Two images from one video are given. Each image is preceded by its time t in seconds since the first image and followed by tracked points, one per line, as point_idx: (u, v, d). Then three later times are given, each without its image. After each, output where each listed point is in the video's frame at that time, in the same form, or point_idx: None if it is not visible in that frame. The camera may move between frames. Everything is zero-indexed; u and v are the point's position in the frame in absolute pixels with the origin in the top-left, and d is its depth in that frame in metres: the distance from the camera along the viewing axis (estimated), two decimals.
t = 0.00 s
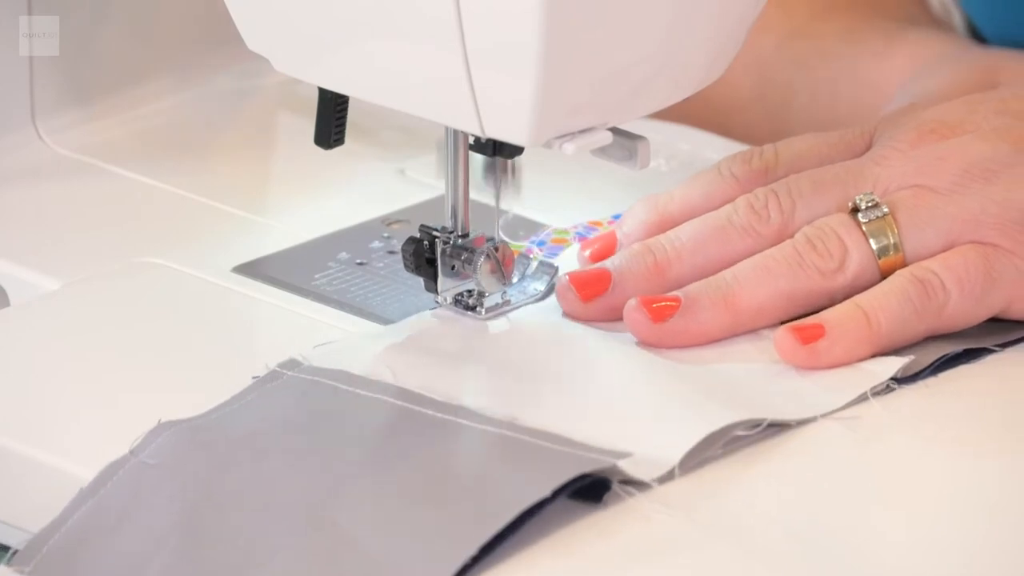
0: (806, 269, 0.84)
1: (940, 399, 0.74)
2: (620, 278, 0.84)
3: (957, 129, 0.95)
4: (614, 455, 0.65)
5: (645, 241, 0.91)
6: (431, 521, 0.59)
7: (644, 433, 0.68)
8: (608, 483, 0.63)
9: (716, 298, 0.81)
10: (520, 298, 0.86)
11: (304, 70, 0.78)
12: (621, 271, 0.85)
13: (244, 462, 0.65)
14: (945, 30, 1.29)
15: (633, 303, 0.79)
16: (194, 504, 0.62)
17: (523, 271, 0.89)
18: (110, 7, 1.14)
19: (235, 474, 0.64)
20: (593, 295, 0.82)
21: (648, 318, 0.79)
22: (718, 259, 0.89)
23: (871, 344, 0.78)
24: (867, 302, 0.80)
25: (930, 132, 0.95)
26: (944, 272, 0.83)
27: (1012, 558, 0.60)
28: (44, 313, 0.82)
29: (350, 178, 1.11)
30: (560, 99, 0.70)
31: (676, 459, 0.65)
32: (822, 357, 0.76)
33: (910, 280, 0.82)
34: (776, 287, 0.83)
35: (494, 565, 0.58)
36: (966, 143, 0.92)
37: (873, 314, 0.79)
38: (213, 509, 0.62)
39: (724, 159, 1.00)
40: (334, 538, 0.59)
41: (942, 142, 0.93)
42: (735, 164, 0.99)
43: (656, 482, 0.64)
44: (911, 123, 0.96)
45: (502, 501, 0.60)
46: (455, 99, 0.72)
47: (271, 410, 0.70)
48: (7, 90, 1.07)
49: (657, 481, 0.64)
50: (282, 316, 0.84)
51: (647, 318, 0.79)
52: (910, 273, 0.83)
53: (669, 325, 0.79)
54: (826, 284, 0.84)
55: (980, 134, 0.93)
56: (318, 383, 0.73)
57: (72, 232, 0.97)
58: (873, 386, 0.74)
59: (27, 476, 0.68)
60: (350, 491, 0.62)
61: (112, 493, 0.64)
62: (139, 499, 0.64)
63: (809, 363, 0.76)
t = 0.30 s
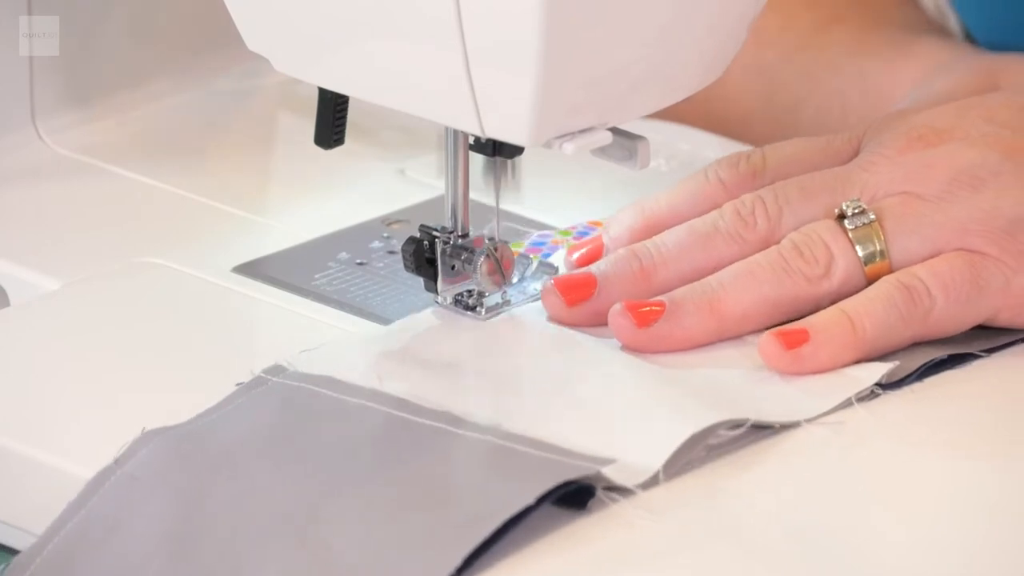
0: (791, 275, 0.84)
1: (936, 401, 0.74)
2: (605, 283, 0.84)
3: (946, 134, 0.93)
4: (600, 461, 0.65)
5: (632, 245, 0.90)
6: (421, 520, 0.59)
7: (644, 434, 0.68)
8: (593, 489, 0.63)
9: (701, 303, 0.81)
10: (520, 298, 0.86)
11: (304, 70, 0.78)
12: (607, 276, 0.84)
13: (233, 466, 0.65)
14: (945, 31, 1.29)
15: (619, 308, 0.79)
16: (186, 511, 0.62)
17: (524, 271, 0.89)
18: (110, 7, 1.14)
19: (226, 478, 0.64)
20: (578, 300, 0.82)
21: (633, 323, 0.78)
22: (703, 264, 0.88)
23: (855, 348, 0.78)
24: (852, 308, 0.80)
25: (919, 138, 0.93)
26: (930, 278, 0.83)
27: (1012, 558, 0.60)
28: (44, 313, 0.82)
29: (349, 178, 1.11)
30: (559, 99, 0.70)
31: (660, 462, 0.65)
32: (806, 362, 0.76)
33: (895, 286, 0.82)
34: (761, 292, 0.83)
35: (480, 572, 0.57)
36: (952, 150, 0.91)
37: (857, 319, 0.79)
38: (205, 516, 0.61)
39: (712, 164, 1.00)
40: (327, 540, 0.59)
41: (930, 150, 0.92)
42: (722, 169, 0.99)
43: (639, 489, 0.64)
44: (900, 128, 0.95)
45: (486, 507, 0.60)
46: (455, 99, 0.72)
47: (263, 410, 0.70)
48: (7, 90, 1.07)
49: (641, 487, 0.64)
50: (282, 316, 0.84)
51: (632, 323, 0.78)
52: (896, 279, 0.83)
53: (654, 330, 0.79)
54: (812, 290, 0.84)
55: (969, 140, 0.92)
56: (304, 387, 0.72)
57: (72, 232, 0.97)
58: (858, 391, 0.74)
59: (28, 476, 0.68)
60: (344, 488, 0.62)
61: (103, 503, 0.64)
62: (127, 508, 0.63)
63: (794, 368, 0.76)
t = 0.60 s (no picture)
0: (774, 284, 0.84)
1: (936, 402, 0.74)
2: (589, 289, 0.84)
3: (933, 144, 0.93)
4: (577, 472, 0.64)
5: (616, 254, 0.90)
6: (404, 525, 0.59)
7: (644, 437, 0.68)
8: (569, 501, 0.62)
9: (683, 309, 0.81)
10: (520, 298, 0.86)
11: (304, 70, 0.78)
12: (590, 281, 0.84)
13: (214, 476, 0.64)
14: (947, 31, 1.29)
15: (601, 312, 0.79)
16: (172, 527, 0.61)
17: (523, 271, 0.89)
18: (111, 7, 1.14)
19: (209, 488, 0.63)
20: (563, 305, 0.81)
21: (615, 329, 0.78)
22: (687, 273, 0.88)
23: (836, 353, 0.77)
24: (833, 313, 0.79)
25: (905, 147, 0.93)
26: (912, 285, 0.83)
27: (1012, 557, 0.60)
28: (45, 312, 0.82)
29: (349, 178, 1.11)
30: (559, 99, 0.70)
31: (638, 476, 0.64)
32: (787, 366, 0.75)
33: (877, 291, 0.82)
34: (744, 300, 0.83)
35: None
36: (937, 157, 0.91)
37: (838, 324, 0.78)
38: (191, 531, 0.61)
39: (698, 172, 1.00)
40: (313, 550, 0.58)
41: (916, 159, 0.92)
42: (708, 176, 0.99)
43: (613, 501, 0.63)
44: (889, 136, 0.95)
45: (463, 516, 0.59)
46: (456, 99, 0.72)
47: (246, 415, 0.69)
48: (8, 90, 1.07)
49: (614, 499, 0.63)
50: (283, 316, 0.84)
51: (615, 328, 0.78)
52: (877, 286, 0.82)
53: (637, 335, 0.78)
54: (795, 298, 0.84)
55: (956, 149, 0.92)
56: (279, 392, 0.71)
57: (72, 232, 0.97)
58: (838, 396, 0.73)
59: (28, 476, 0.68)
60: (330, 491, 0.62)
61: (87, 522, 0.63)
62: (109, 527, 0.63)
63: (774, 372, 0.75)
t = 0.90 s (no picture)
0: (830, 223, 0.82)
1: (937, 404, 0.73)
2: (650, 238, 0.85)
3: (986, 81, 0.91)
4: (558, 483, 0.63)
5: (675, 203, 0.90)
6: (396, 538, 0.58)
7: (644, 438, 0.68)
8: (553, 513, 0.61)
9: (736, 251, 0.82)
10: (520, 298, 0.86)
11: (304, 71, 0.78)
12: (653, 230, 0.86)
13: (205, 483, 0.63)
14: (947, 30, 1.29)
15: (657, 256, 0.81)
16: (162, 551, 0.60)
17: (524, 270, 0.88)
18: (111, 7, 1.14)
19: (202, 495, 0.62)
20: (627, 255, 0.84)
21: (671, 270, 0.81)
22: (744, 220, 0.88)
23: (882, 287, 0.78)
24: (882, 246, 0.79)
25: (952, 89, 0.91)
26: (963, 213, 0.82)
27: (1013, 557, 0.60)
28: (44, 312, 0.82)
29: (349, 178, 1.11)
30: (558, 100, 0.70)
31: (631, 481, 0.64)
32: (831, 297, 0.77)
33: (928, 226, 0.81)
34: (797, 238, 0.82)
35: None
36: (991, 99, 0.89)
37: (883, 256, 0.78)
38: (190, 539, 0.60)
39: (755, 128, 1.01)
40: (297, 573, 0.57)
41: (968, 95, 0.90)
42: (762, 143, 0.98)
43: (597, 511, 0.62)
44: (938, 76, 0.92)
45: (450, 531, 0.58)
46: (456, 99, 0.72)
47: (230, 427, 0.68)
48: (8, 90, 1.07)
49: (597, 508, 0.62)
50: (283, 316, 0.84)
51: (672, 270, 0.81)
52: (930, 219, 0.81)
53: (693, 278, 0.81)
54: (849, 236, 0.82)
55: (1008, 91, 0.90)
56: (264, 403, 0.70)
57: (72, 233, 0.97)
58: (828, 399, 0.73)
59: (29, 476, 0.68)
60: (323, 498, 0.61)
61: (86, 534, 0.62)
62: (101, 551, 0.62)
63: (820, 303, 0.77)
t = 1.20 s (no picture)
0: (813, 289, 0.82)
1: (923, 410, 0.73)
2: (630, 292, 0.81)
3: (967, 155, 0.91)
4: (530, 492, 0.62)
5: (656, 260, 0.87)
6: (377, 535, 0.58)
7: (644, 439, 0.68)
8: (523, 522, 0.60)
9: (720, 307, 0.79)
10: (519, 296, 0.86)
11: (304, 71, 0.78)
12: (632, 283, 0.82)
13: (184, 500, 0.62)
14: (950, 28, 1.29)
15: (642, 310, 0.78)
16: None
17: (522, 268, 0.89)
18: (110, 7, 1.14)
19: (184, 507, 0.62)
20: (605, 306, 0.80)
21: (655, 326, 0.77)
22: (729, 280, 0.85)
23: (876, 352, 0.77)
24: (873, 313, 0.79)
25: (938, 159, 0.91)
26: (953, 286, 0.82)
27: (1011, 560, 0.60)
28: (45, 312, 0.82)
29: (349, 179, 1.11)
30: (558, 100, 0.70)
31: (622, 482, 0.63)
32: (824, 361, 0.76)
33: (919, 293, 0.81)
34: (783, 302, 0.81)
35: None
36: (975, 172, 0.89)
37: (879, 326, 0.78)
38: (180, 556, 0.60)
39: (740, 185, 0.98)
40: None
41: (950, 172, 0.89)
42: (748, 212, 0.93)
43: (571, 520, 0.61)
44: (920, 147, 0.93)
45: (418, 540, 0.57)
46: (456, 99, 0.72)
47: (204, 440, 0.66)
48: (8, 89, 1.07)
49: (571, 517, 0.61)
50: (283, 317, 0.84)
51: (655, 324, 0.77)
52: (920, 287, 0.82)
53: (677, 332, 0.77)
54: (833, 302, 0.82)
55: (990, 162, 0.89)
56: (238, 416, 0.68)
57: (72, 233, 0.97)
58: (803, 408, 0.71)
59: (30, 476, 0.68)
60: (304, 499, 0.61)
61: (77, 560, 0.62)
62: None
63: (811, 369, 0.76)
